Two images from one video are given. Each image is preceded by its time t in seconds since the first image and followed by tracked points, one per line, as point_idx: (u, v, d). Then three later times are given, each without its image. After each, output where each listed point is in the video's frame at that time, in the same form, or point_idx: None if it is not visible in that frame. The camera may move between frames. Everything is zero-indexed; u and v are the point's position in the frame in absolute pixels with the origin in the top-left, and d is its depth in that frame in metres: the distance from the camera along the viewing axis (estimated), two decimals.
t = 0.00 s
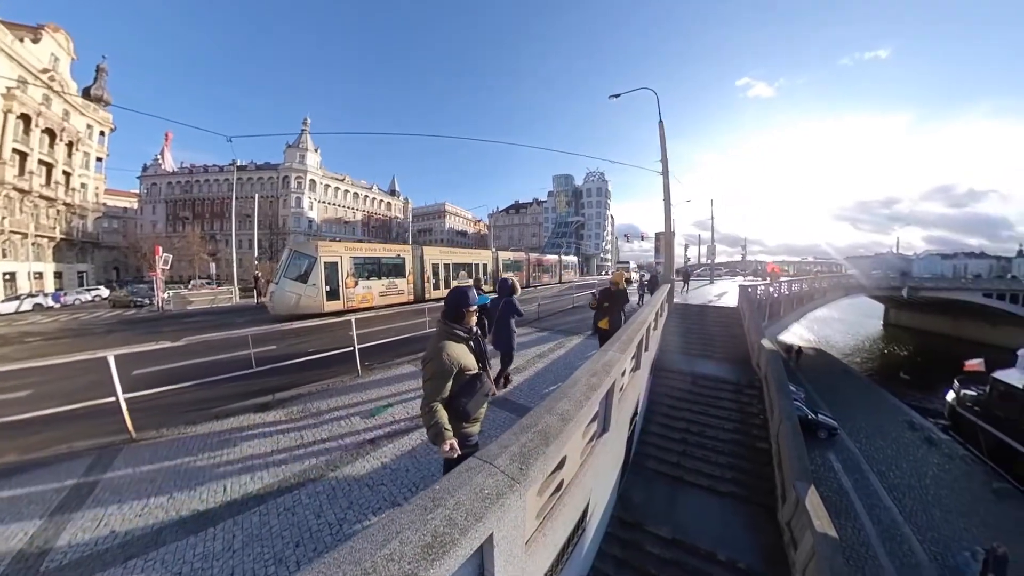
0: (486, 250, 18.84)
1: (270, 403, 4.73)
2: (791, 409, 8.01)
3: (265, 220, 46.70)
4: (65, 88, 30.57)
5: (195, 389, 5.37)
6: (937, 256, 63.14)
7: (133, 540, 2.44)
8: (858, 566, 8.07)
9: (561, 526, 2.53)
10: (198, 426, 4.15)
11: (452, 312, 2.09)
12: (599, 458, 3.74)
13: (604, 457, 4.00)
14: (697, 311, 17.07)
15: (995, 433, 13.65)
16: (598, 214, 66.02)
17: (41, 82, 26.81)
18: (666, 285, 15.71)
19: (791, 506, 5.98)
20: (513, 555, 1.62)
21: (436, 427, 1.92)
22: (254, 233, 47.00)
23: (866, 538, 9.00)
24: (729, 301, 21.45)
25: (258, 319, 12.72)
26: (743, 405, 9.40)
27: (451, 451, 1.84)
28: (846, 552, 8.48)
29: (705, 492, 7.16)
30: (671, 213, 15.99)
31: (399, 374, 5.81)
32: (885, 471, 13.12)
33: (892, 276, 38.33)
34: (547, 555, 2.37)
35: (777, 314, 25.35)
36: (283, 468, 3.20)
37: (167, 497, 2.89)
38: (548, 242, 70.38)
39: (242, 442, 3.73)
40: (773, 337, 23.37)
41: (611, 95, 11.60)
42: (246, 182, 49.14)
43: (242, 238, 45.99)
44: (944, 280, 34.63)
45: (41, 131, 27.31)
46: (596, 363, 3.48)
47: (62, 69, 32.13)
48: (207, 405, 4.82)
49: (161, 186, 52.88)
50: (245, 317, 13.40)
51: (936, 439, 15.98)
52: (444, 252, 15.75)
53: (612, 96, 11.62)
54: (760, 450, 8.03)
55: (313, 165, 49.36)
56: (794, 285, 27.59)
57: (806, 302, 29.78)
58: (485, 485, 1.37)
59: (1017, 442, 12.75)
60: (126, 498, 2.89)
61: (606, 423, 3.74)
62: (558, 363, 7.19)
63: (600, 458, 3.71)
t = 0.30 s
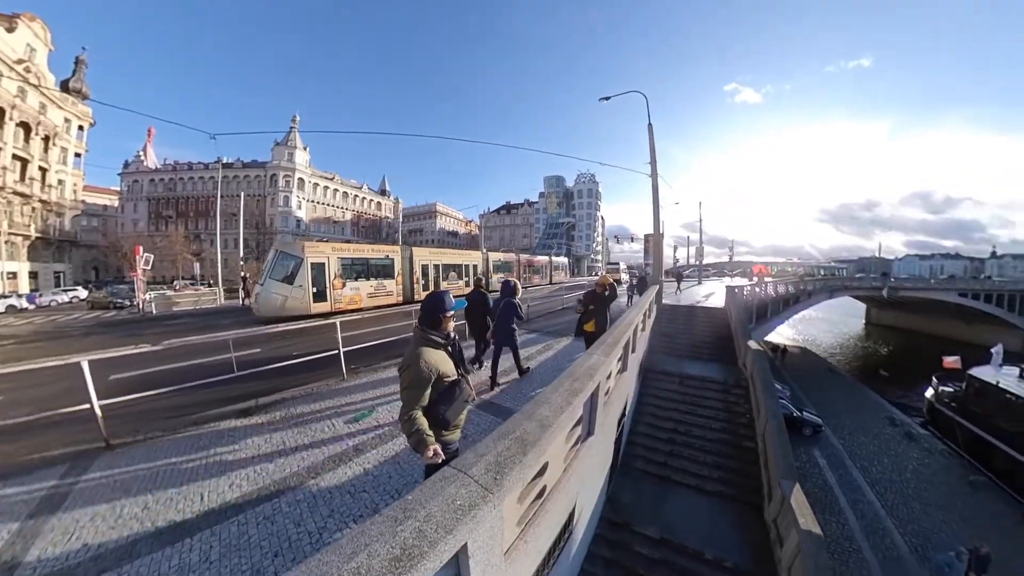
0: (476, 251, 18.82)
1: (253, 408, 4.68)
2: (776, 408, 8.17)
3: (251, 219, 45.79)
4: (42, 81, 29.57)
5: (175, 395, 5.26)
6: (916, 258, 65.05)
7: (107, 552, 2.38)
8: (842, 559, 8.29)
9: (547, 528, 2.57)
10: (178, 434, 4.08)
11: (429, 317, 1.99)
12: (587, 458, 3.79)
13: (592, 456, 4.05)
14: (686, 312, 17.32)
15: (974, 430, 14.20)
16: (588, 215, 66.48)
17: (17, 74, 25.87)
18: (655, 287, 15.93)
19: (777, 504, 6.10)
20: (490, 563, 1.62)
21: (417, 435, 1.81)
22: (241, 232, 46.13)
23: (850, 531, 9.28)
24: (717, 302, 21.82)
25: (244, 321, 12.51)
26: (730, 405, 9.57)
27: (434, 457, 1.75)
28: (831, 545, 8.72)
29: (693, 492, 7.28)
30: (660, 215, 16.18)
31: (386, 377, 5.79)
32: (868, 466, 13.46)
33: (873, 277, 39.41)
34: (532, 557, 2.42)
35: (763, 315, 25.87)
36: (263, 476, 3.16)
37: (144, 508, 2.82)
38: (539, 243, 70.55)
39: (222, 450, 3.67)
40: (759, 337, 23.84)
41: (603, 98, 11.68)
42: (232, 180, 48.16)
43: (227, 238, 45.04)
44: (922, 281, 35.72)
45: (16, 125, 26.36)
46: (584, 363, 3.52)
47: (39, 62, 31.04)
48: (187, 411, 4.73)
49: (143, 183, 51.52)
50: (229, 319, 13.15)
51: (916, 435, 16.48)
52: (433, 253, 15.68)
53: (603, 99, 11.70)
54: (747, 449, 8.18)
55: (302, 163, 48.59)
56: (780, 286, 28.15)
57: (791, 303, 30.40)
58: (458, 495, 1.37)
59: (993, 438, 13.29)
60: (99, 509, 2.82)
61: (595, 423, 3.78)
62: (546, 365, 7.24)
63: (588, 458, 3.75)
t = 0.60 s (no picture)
0: (453, 252, 18.67)
1: (208, 421, 4.45)
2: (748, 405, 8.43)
3: (218, 217, 43.76)
4: None
5: (124, 409, 4.94)
6: (872, 258, 69.39)
7: None
8: (811, 542, 8.77)
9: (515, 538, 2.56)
10: (125, 452, 3.82)
11: (375, 324, 1.84)
12: (561, 462, 3.77)
13: (567, 459, 4.05)
14: (660, 312, 17.76)
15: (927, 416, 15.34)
16: (568, 216, 67.35)
17: None
18: (630, 287, 16.24)
19: (749, 497, 6.29)
20: None
21: (368, 453, 1.68)
22: (208, 231, 44.01)
23: (823, 522, 9.73)
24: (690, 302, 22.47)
25: (207, 326, 11.92)
26: (703, 402, 9.81)
27: (388, 474, 1.64)
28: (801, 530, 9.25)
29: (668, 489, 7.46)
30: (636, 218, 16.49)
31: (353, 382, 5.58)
32: (832, 456, 14.20)
33: (834, 277, 41.67)
34: (497, 565, 2.44)
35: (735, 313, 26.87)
36: (216, 496, 3.00)
37: (81, 536, 2.61)
38: (519, 243, 70.77)
39: (174, 469, 3.47)
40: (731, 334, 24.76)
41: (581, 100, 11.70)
42: (197, 175, 45.79)
43: (192, 236, 42.89)
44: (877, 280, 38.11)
45: None
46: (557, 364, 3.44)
47: None
48: (136, 426, 4.43)
49: (97, 177, 48.32)
50: (192, 324, 12.51)
51: (876, 423, 17.51)
52: (408, 253, 15.45)
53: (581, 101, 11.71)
54: (719, 445, 8.42)
55: (274, 158, 46.79)
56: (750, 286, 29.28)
57: (759, 301, 31.72)
58: (394, 521, 1.22)
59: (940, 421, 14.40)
60: (30, 538, 2.59)
61: (569, 427, 3.76)
62: (522, 368, 7.24)
63: (562, 462, 3.74)
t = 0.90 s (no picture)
0: (429, 252, 18.35)
1: (151, 438, 4.11)
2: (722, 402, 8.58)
3: (180, 214, 41.43)
4: None
5: (58, 425, 4.50)
6: (834, 257, 73.34)
7: None
8: (783, 534, 9.10)
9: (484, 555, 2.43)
10: (50, 476, 3.45)
11: (293, 338, 1.68)
12: (533, 467, 3.68)
13: (539, 462, 3.98)
14: (636, 311, 18.06)
15: (887, 406, 16.26)
16: (547, 216, 67.76)
17: None
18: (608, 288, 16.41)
19: (725, 495, 6.41)
20: None
21: (291, 484, 1.51)
22: (169, 229, 41.48)
23: (795, 514, 10.08)
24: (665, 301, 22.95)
25: (164, 332, 11.20)
26: (679, 400, 9.95)
27: (317, 505, 1.48)
28: (775, 520, 9.69)
29: (645, 490, 7.53)
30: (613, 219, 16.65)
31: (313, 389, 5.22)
32: (802, 446, 14.80)
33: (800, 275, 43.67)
34: None
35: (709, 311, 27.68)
36: (149, 525, 2.74)
37: None
38: (499, 243, 70.64)
39: (104, 494, 3.15)
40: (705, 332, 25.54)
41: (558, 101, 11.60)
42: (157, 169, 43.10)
43: (152, 235, 40.46)
44: (839, 279, 40.22)
45: None
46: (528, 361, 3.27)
47: None
48: (69, 446, 4.03)
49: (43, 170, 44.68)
50: (146, 330, 11.70)
51: (841, 413, 18.41)
52: (381, 253, 15.07)
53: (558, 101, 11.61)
54: (695, 443, 8.55)
55: (243, 153, 44.63)
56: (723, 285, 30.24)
57: (732, 299, 32.80)
58: (300, 566, 1.01)
59: (905, 412, 15.26)
60: None
61: (541, 432, 3.65)
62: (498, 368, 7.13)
63: (534, 467, 3.65)
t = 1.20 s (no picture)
0: (404, 252, 17.88)
1: (78, 465, 3.64)
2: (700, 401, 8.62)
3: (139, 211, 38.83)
4: None
5: None
6: (799, 257, 77.18)
7: None
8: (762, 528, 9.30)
9: None
10: None
11: (186, 363, 1.45)
12: (505, 483, 3.48)
13: (513, 474, 3.79)
14: (614, 310, 18.21)
15: (852, 394, 17.04)
16: (528, 217, 67.96)
17: None
18: (586, 288, 16.44)
19: (706, 496, 6.43)
20: None
21: (191, 537, 1.28)
22: (125, 227, 38.65)
23: (772, 507, 10.36)
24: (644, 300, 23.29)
25: (113, 340, 10.31)
26: (658, 400, 9.95)
27: (227, 561, 1.24)
28: (753, 514, 9.96)
29: (626, 493, 7.48)
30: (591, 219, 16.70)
31: (268, 403, 4.80)
32: (775, 438, 15.31)
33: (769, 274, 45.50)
34: None
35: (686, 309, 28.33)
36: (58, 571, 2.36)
37: None
38: (479, 243, 70.23)
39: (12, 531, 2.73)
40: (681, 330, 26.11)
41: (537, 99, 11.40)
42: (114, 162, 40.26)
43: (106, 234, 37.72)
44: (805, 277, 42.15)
45: None
46: (494, 371, 3.05)
47: None
48: None
49: None
50: (91, 338, 10.72)
51: (811, 404, 19.15)
52: (353, 253, 14.53)
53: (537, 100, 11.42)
54: (673, 442, 8.57)
55: (209, 146, 42.14)
56: (698, 283, 31.03)
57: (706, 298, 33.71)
58: None
59: (867, 399, 16.10)
60: None
61: (513, 446, 3.45)
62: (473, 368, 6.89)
63: (505, 482, 3.46)
